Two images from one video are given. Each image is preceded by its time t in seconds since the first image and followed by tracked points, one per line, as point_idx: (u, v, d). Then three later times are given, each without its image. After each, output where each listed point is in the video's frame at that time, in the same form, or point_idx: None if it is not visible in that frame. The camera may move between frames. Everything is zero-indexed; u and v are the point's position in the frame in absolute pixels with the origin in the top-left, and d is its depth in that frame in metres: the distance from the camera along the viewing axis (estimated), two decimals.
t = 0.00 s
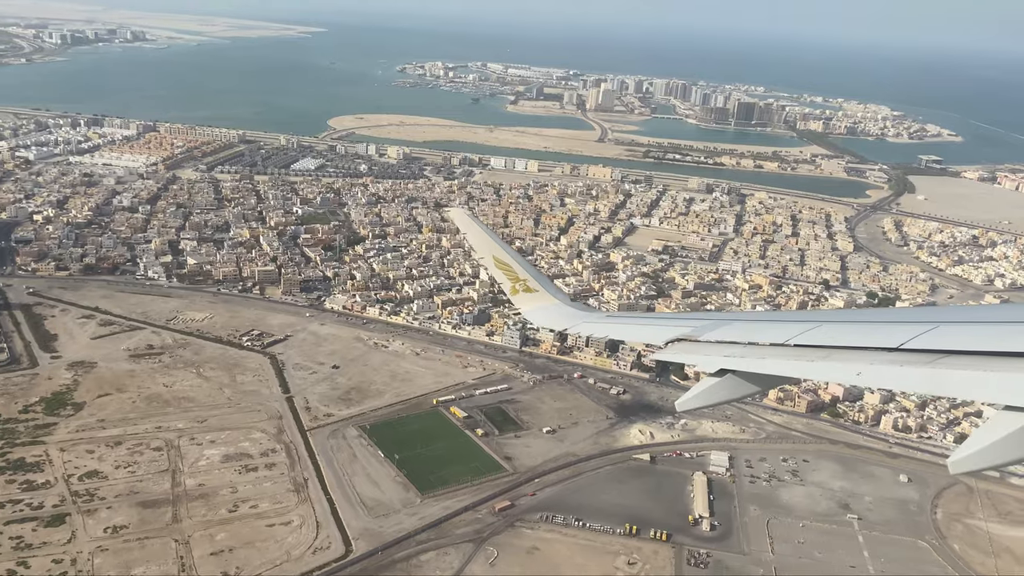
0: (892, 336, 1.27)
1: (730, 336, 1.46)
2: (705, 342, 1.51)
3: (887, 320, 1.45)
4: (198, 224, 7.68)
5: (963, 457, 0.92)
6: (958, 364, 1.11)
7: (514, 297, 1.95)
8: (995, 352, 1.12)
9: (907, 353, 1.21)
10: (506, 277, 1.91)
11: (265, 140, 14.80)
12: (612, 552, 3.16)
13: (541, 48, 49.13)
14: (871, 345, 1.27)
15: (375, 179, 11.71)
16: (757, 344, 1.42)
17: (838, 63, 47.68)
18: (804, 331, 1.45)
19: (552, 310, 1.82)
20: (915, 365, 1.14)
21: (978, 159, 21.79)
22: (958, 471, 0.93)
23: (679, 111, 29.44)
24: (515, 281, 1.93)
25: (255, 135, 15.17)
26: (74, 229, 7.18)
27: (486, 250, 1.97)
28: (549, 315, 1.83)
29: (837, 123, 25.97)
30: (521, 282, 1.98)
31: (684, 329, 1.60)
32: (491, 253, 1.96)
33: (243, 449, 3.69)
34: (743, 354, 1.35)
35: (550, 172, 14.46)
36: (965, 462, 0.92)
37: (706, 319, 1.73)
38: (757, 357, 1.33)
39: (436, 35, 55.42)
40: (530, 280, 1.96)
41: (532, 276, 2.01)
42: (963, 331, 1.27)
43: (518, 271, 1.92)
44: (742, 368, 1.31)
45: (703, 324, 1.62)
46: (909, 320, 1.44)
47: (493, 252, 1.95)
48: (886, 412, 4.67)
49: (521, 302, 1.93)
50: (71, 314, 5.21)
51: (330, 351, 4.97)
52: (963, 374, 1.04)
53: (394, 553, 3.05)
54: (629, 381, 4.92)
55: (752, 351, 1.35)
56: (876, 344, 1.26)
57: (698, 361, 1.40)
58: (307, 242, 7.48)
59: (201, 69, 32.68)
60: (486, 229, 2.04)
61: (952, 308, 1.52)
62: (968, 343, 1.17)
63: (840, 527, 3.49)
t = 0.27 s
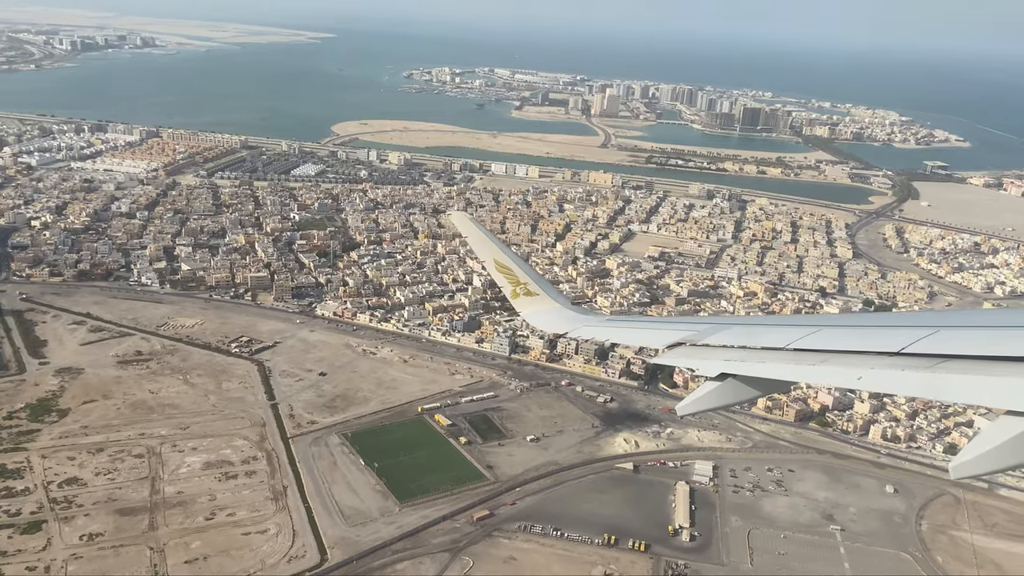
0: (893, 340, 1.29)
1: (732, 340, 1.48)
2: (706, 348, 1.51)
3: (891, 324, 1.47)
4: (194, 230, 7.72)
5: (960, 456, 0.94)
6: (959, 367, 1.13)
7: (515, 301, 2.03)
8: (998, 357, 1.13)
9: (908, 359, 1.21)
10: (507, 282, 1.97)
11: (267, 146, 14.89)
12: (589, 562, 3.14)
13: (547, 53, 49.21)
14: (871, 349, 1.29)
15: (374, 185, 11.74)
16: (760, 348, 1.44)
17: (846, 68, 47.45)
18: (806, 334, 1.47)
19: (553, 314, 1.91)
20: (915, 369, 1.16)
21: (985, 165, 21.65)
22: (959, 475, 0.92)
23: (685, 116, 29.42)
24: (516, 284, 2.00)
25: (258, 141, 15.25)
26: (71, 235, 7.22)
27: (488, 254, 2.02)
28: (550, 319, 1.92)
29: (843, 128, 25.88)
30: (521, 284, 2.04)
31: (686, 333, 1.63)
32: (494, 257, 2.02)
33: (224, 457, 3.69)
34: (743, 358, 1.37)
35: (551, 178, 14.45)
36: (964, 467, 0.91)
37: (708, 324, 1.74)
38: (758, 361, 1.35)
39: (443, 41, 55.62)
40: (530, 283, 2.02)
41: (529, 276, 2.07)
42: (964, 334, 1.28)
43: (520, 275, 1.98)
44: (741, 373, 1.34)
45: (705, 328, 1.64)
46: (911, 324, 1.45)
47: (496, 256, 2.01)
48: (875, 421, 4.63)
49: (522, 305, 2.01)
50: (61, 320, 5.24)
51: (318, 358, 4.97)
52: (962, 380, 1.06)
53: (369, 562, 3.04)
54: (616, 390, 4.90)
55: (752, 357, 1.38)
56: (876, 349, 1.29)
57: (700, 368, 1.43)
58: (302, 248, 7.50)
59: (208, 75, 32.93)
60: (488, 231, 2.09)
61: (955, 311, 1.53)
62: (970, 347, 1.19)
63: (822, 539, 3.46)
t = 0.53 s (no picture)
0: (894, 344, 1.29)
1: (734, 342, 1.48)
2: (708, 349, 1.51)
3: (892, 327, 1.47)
4: (191, 236, 7.76)
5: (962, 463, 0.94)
6: (963, 372, 1.12)
7: (515, 304, 1.96)
8: (1001, 363, 1.13)
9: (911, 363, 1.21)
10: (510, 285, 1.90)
11: (270, 151, 14.97)
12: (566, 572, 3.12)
13: (554, 58, 49.25)
14: (873, 353, 1.29)
15: (374, 191, 11.77)
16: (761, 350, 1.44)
17: (855, 74, 47.25)
18: (807, 337, 1.47)
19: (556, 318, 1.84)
20: (918, 374, 1.16)
21: (993, 171, 21.49)
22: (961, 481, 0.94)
23: (691, 121, 29.38)
24: (516, 286, 1.94)
25: (261, 147, 15.33)
26: (68, 240, 7.28)
27: (489, 256, 1.97)
28: (552, 321, 1.85)
29: (851, 134, 25.78)
30: (523, 287, 1.97)
31: (686, 334, 1.63)
32: (495, 260, 1.97)
33: (205, 464, 3.69)
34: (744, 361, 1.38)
35: (552, 184, 14.44)
36: (965, 474, 0.93)
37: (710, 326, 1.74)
38: (760, 364, 1.35)
39: (451, 46, 55.79)
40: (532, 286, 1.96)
41: (531, 278, 2.00)
42: (967, 339, 1.29)
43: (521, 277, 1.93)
44: (742, 376, 1.34)
45: (705, 330, 1.64)
46: (912, 327, 1.46)
47: (497, 258, 1.96)
48: (865, 431, 4.58)
49: (523, 308, 1.94)
50: (53, 325, 5.27)
51: (307, 364, 4.98)
52: (966, 386, 1.06)
53: (344, 571, 3.03)
54: (605, 398, 4.88)
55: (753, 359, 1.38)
56: (879, 352, 1.29)
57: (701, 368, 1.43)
58: (297, 254, 7.52)
59: (216, 80, 33.21)
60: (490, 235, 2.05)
61: (958, 314, 1.53)
62: (971, 353, 1.19)
63: (805, 550, 3.43)
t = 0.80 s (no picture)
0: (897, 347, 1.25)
1: (736, 347, 1.44)
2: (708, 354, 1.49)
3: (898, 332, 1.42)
4: (188, 241, 7.81)
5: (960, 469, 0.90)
6: (967, 375, 1.08)
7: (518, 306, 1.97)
8: (1008, 365, 1.08)
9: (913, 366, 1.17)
10: (511, 286, 1.93)
11: (273, 156, 15.05)
12: None
13: (561, 63, 49.28)
14: (876, 356, 1.25)
15: (375, 195, 11.80)
16: (763, 354, 1.40)
17: (864, 78, 46.99)
18: (812, 342, 1.43)
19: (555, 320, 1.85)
20: (921, 376, 1.11)
21: (1002, 177, 21.28)
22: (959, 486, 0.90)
23: (698, 126, 29.32)
24: (518, 288, 1.95)
25: (265, 151, 15.41)
26: (66, 245, 7.34)
27: (494, 261, 2.03)
28: (552, 323, 1.86)
29: (859, 140, 25.63)
30: (525, 289, 1.98)
31: (689, 339, 1.60)
32: (499, 263, 2.02)
33: (188, 469, 3.70)
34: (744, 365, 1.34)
35: (554, 188, 14.41)
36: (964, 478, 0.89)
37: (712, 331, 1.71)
38: (759, 368, 1.31)
39: (460, 51, 55.94)
40: (533, 287, 1.97)
41: (534, 281, 2.01)
42: (974, 343, 1.24)
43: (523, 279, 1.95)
44: (740, 380, 1.31)
45: (709, 334, 1.60)
46: (919, 332, 1.41)
47: (502, 261, 2.01)
48: (855, 440, 4.54)
49: (524, 310, 1.95)
50: (46, 329, 5.31)
51: (295, 370, 4.98)
52: (968, 388, 1.02)
53: None
54: (593, 405, 4.86)
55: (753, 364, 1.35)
56: (882, 356, 1.24)
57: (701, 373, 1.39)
58: (294, 259, 7.55)
59: (225, 85, 33.48)
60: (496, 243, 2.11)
61: (964, 320, 1.49)
62: (976, 356, 1.14)
63: (787, 561, 3.39)
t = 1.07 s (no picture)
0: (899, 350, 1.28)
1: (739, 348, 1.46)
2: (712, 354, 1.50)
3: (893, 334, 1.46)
4: (186, 245, 7.86)
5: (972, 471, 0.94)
6: (969, 379, 1.12)
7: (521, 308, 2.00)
8: (1008, 368, 1.13)
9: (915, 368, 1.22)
10: (514, 287, 1.96)
11: (277, 160, 15.13)
12: None
13: (569, 66, 49.25)
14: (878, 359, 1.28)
15: (376, 200, 11.81)
16: (766, 356, 1.42)
17: (875, 81, 46.64)
18: (812, 343, 1.46)
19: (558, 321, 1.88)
20: (926, 380, 1.15)
21: (1012, 181, 21.05)
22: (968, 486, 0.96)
23: (705, 130, 29.22)
24: (521, 290, 1.98)
25: (268, 155, 15.48)
26: (64, 249, 7.40)
27: (495, 261, 2.03)
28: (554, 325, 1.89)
29: (867, 144, 25.47)
30: (528, 291, 2.01)
31: (690, 340, 1.60)
32: (500, 263, 2.02)
33: (171, 474, 3.71)
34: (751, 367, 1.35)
35: (556, 192, 14.36)
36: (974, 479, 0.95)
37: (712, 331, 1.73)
38: (765, 371, 1.33)
39: (468, 55, 56.00)
40: (536, 290, 2.00)
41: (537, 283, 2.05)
42: (971, 345, 1.28)
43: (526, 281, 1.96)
44: (749, 382, 1.31)
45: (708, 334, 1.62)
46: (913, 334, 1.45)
47: (503, 262, 2.01)
48: (845, 448, 4.50)
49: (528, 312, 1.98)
50: (40, 333, 5.35)
51: (285, 375, 5.00)
52: (976, 393, 1.05)
53: None
54: (583, 411, 4.84)
55: (759, 366, 1.36)
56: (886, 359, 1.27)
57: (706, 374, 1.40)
58: (290, 263, 7.57)
59: (233, 89, 33.72)
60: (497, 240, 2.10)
61: (957, 321, 1.53)
62: (975, 359, 1.19)
63: (769, 571, 3.37)
